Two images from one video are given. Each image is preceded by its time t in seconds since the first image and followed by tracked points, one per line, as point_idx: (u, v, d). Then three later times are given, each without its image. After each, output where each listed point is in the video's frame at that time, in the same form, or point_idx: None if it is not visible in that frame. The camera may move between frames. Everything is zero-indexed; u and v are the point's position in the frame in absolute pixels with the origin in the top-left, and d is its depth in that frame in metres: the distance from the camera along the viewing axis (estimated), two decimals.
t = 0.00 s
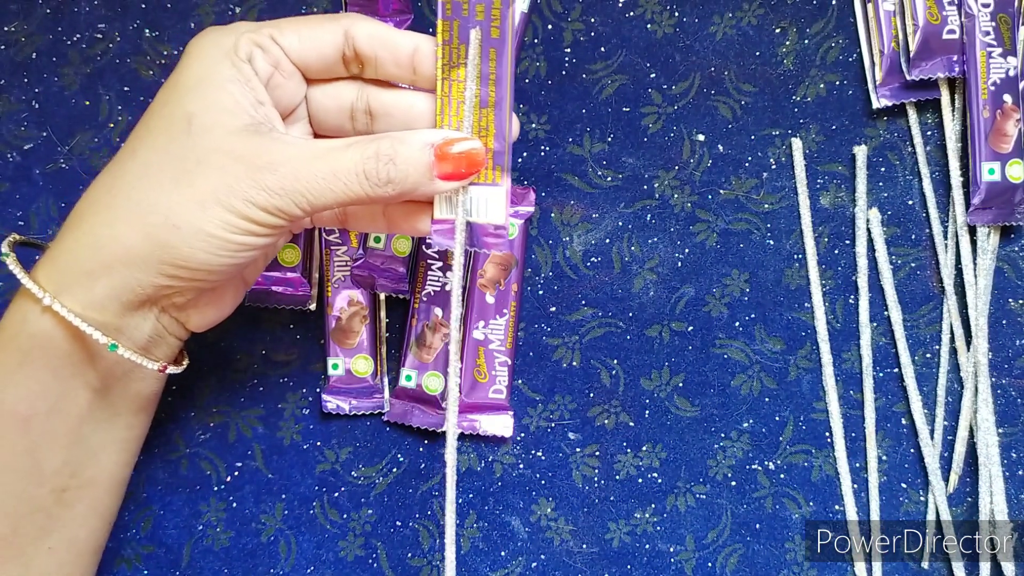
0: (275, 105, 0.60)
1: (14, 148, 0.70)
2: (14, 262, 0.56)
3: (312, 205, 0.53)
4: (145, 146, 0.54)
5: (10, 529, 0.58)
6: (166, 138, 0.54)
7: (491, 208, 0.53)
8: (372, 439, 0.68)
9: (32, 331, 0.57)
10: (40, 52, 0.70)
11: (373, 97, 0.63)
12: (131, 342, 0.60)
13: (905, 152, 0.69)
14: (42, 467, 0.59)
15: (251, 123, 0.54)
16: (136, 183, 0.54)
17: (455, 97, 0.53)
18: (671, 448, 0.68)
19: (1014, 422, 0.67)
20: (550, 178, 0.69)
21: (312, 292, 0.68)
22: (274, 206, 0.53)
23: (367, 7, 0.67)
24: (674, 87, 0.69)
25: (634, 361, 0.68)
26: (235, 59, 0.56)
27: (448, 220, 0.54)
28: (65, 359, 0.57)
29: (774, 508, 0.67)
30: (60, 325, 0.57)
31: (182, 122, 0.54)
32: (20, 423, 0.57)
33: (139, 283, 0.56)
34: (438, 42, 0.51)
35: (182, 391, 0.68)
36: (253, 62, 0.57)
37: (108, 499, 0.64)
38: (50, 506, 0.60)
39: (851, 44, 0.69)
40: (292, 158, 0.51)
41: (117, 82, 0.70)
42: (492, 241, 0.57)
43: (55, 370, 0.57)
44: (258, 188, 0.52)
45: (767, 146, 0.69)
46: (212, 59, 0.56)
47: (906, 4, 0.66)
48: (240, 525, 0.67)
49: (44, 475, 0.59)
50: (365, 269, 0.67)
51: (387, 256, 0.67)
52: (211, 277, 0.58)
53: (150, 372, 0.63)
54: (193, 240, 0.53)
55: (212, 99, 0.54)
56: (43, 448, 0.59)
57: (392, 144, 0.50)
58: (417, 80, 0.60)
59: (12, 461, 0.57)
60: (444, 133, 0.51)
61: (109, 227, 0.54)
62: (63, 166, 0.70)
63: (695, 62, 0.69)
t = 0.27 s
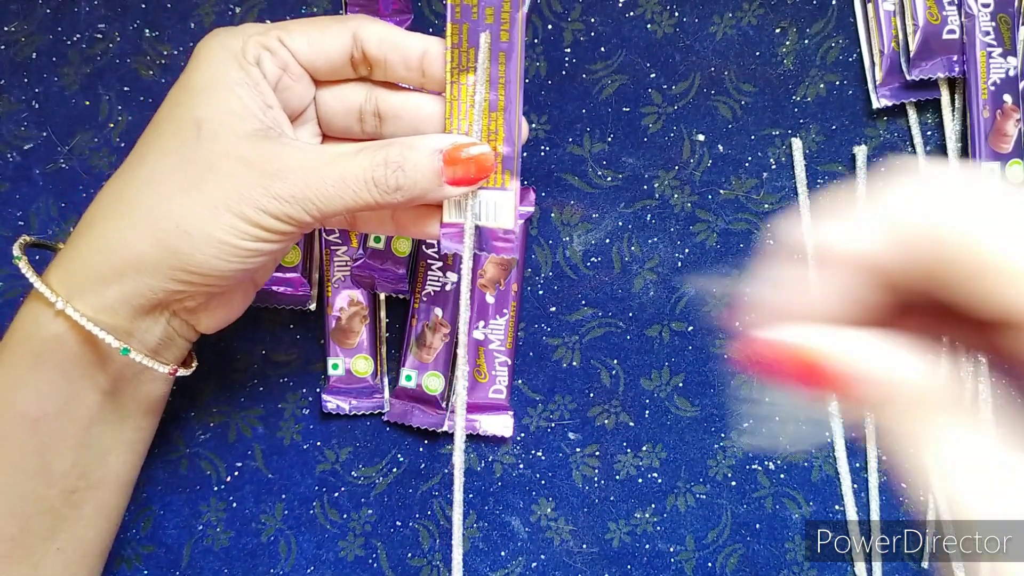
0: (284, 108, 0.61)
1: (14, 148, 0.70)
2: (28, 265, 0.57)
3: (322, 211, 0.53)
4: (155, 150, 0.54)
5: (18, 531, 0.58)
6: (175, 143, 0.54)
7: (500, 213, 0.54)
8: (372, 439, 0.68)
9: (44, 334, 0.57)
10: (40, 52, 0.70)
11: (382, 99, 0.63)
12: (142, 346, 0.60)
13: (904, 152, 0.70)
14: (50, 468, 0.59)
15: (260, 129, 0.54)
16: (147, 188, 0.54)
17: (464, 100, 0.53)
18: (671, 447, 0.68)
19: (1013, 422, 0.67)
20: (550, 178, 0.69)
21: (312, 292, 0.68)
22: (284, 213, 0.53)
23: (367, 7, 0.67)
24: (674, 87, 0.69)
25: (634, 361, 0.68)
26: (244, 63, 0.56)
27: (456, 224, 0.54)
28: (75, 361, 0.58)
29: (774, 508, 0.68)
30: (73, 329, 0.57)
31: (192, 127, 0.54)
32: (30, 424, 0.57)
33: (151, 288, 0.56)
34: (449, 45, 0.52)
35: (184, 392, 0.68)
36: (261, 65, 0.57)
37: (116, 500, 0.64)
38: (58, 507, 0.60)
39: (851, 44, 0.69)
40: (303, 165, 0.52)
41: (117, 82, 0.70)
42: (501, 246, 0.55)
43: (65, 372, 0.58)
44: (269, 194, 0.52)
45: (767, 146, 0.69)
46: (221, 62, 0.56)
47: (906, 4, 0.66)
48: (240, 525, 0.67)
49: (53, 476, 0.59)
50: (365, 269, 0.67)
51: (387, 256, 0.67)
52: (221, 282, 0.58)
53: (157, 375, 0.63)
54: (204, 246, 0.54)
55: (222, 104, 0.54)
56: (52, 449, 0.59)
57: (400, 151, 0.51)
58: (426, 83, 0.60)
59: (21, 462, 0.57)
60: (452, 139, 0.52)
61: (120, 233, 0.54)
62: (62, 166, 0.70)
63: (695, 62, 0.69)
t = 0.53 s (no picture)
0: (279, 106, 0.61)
1: (12, 148, 0.69)
2: (25, 267, 0.57)
3: (319, 213, 0.54)
4: (151, 151, 0.54)
5: (16, 532, 0.58)
6: (171, 143, 0.54)
7: (497, 214, 0.55)
8: (372, 440, 0.68)
9: (42, 335, 0.57)
10: (38, 51, 0.70)
11: (378, 96, 0.63)
12: (139, 346, 0.60)
13: (907, 151, 0.69)
14: (48, 468, 0.59)
15: (257, 130, 0.54)
16: (144, 189, 0.54)
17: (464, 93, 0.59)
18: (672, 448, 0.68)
19: (1016, 422, 0.67)
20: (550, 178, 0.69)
21: (311, 292, 0.68)
22: (281, 215, 0.53)
23: (367, 6, 0.67)
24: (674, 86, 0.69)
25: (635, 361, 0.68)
26: (239, 62, 0.56)
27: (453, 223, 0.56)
28: (73, 363, 0.58)
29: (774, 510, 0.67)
30: (71, 330, 0.57)
31: (188, 127, 0.54)
32: (27, 426, 0.58)
33: (149, 290, 0.56)
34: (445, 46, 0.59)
35: (183, 392, 0.68)
36: (256, 62, 0.57)
37: (114, 499, 0.64)
38: (57, 508, 0.60)
39: (851, 44, 0.69)
40: (300, 168, 0.52)
41: (116, 81, 0.70)
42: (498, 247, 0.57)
43: (63, 373, 0.58)
44: (267, 196, 0.52)
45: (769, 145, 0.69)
46: (216, 62, 0.56)
47: (908, 3, 0.66)
48: (239, 526, 0.67)
49: (51, 476, 0.59)
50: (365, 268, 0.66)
51: (386, 255, 0.66)
52: (218, 283, 0.58)
53: (154, 375, 0.63)
54: (201, 248, 0.54)
55: (218, 105, 0.54)
56: (49, 450, 0.59)
57: (396, 153, 0.52)
58: (423, 81, 0.61)
59: (20, 464, 0.58)
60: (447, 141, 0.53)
61: (117, 234, 0.54)
62: (61, 166, 0.69)
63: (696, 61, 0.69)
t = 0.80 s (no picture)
0: (274, 98, 0.60)
1: (11, 147, 0.69)
2: (23, 261, 0.57)
3: (318, 206, 0.54)
4: (148, 144, 0.54)
5: (16, 527, 0.58)
6: (168, 137, 0.54)
7: (494, 204, 0.55)
8: (371, 440, 0.68)
9: (40, 330, 0.57)
10: (37, 50, 0.70)
11: (374, 88, 0.63)
12: (139, 340, 0.60)
13: (907, 151, 0.69)
14: (47, 464, 0.59)
15: (253, 122, 0.54)
16: (142, 184, 0.54)
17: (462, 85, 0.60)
18: (672, 449, 0.67)
19: (1017, 423, 0.66)
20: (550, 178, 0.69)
21: (311, 292, 0.68)
22: (281, 208, 0.54)
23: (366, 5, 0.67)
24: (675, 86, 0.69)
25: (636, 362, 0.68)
26: (233, 54, 0.56)
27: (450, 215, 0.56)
28: (72, 357, 0.58)
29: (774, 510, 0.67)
30: (70, 325, 0.57)
31: (185, 120, 0.53)
32: (29, 421, 0.57)
33: (149, 284, 0.56)
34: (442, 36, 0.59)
35: (182, 392, 0.68)
36: (251, 55, 0.57)
37: (113, 496, 0.63)
38: (56, 504, 0.60)
39: (852, 43, 0.69)
40: (299, 161, 0.53)
41: (115, 80, 0.70)
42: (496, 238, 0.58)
43: (62, 368, 0.58)
44: (267, 190, 0.53)
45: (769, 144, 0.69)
46: (211, 54, 0.55)
47: (908, 2, 0.66)
48: (238, 527, 0.67)
49: (50, 472, 0.59)
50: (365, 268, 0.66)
51: (386, 255, 0.66)
52: (218, 277, 0.58)
53: (153, 368, 0.63)
54: (203, 242, 0.54)
55: (214, 98, 0.54)
56: (50, 445, 0.59)
57: (393, 146, 0.53)
58: (419, 71, 0.62)
59: (19, 459, 0.57)
60: (440, 133, 0.54)
61: (116, 229, 0.54)
62: (60, 166, 0.69)
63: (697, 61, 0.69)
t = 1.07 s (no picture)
0: (281, 103, 0.60)
1: (11, 147, 0.69)
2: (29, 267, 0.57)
3: (325, 215, 0.54)
4: (154, 151, 0.54)
5: (19, 530, 0.58)
6: (176, 143, 0.53)
7: (501, 213, 0.57)
8: (371, 440, 0.68)
9: (47, 337, 0.57)
10: (36, 50, 0.70)
11: (380, 93, 0.63)
12: (145, 346, 0.60)
13: (907, 151, 0.69)
14: (53, 469, 0.59)
15: (261, 129, 0.54)
16: (150, 192, 0.53)
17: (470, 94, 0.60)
18: (672, 449, 0.67)
19: (1017, 423, 0.66)
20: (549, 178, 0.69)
21: (311, 292, 0.68)
22: (288, 218, 0.54)
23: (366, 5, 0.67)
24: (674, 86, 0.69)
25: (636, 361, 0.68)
26: (240, 60, 0.56)
27: (456, 224, 0.58)
28: (79, 364, 0.58)
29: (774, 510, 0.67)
30: (76, 331, 0.57)
31: (192, 127, 0.53)
32: (32, 426, 0.57)
33: (157, 292, 0.56)
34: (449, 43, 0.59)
35: (183, 392, 0.68)
36: (258, 61, 0.56)
37: (116, 498, 0.64)
38: (60, 506, 0.60)
39: (852, 43, 0.69)
40: (307, 170, 0.53)
41: (115, 80, 0.70)
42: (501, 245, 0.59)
43: (69, 375, 0.58)
44: (275, 200, 0.53)
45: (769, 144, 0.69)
46: (217, 59, 0.55)
47: (908, 2, 0.66)
48: (238, 527, 0.67)
49: (55, 477, 0.59)
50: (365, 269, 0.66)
51: (386, 256, 0.66)
52: (225, 285, 0.59)
53: (156, 373, 0.63)
54: (211, 251, 0.54)
55: (221, 105, 0.54)
56: (54, 449, 0.58)
57: (402, 155, 0.52)
58: (427, 79, 0.62)
59: (23, 462, 0.57)
60: (450, 141, 0.54)
61: (125, 237, 0.54)
62: (60, 166, 0.69)
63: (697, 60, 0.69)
